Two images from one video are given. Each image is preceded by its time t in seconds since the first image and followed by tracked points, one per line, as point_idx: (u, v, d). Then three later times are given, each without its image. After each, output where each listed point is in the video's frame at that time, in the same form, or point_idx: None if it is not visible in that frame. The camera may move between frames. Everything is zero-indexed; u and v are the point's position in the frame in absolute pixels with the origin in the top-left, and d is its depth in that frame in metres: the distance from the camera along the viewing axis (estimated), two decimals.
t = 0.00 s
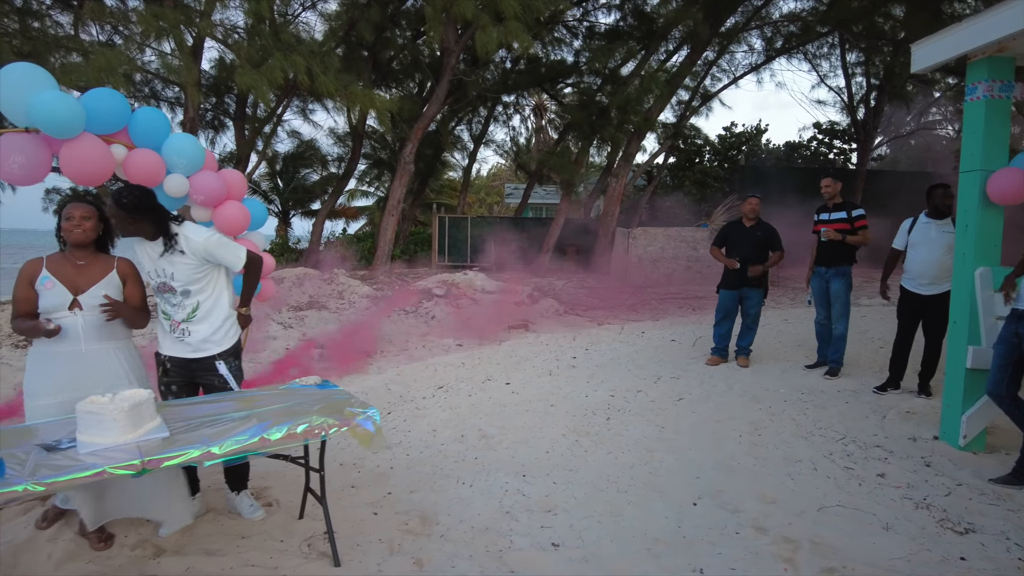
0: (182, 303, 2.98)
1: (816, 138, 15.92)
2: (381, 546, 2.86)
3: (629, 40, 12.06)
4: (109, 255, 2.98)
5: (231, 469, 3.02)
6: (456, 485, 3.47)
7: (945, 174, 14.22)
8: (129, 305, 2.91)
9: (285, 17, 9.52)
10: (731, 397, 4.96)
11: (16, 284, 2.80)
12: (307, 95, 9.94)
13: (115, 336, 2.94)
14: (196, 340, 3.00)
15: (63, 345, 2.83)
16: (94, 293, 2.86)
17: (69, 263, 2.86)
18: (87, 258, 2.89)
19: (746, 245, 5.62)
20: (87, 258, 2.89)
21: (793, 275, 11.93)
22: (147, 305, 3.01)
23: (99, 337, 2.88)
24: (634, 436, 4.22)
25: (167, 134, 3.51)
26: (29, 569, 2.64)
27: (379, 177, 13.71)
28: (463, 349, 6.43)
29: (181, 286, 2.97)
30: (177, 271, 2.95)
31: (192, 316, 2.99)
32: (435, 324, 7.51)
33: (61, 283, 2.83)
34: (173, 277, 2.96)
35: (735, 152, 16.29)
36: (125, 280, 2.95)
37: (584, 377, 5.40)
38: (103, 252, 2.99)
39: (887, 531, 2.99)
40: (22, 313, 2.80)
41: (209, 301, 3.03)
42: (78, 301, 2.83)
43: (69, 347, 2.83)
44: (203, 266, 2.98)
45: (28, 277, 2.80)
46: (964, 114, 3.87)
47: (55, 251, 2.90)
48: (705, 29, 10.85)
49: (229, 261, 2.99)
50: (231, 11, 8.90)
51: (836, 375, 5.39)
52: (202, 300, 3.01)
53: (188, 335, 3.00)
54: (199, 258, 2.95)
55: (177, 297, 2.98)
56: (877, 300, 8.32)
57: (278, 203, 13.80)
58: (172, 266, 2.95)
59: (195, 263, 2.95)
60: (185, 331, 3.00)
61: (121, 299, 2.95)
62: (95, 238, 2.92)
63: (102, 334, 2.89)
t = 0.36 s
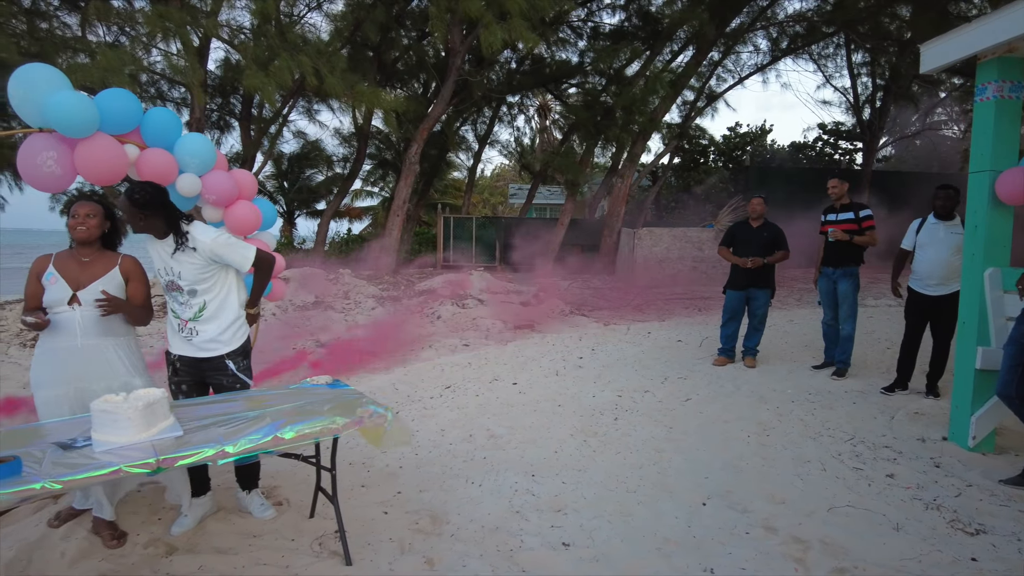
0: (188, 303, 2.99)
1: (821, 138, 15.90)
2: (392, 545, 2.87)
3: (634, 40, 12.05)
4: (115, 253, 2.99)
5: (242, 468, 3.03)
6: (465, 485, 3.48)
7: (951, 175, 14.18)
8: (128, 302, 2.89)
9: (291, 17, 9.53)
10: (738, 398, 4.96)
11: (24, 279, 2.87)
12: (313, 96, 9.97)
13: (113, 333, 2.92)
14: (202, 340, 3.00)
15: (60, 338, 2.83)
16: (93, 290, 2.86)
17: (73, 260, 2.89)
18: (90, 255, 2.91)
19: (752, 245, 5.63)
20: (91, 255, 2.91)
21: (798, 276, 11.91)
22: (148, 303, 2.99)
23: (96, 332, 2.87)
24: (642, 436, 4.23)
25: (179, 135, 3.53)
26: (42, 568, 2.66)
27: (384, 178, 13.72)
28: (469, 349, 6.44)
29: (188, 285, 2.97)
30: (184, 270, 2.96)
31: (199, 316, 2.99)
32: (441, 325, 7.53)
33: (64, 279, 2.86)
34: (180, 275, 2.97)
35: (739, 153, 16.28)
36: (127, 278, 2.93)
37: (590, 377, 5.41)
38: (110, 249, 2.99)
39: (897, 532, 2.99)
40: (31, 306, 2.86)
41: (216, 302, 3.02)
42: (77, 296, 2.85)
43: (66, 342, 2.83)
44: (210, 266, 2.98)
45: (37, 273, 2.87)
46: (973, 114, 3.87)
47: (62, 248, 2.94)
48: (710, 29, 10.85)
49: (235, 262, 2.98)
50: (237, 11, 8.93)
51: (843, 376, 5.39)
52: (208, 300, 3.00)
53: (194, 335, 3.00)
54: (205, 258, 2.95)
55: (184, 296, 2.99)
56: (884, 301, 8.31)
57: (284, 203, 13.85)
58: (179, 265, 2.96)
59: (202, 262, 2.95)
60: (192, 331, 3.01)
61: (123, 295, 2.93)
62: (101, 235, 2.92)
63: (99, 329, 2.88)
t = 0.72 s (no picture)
0: (202, 299, 2.98)
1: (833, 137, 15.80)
2: (413, 542, 2.88)
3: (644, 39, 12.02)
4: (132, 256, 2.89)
5: (265, 465, 3.05)
6: (484, 483, 3.49)
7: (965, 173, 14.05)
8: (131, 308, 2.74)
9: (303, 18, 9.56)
10: (755, 397, 4.94)
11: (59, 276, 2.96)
12: (325, 96, 10.01)
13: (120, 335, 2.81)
14: (215, 337, 3.00)
15: (72, 337, 2.79)
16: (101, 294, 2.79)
17: (93, 263, 2.86)
18: (109, 258, 2.85)
19: (766, 244, 5.61)
20: (110, 258, 2.86)
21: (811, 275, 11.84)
22: (159, 309, 2.84)
23: (103, 334, 2.79)
24: (659, 435, 4.22)
25: (199, 135, 3.55)
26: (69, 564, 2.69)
27: (395, 178, 13.74)
28: (484, 348, 6.46)
29: (201, 282, 2.97)
30: (195, 266, 2.95)
31: (211, 313, 2.99)
32: (454, 324, 7.54)
33: (83, 282, 2.84)
34: (194, 272, 2.96)
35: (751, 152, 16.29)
36: (138, 282, 2.81)
37: (606, 376, 5.40)
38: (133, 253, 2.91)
39: (921, 532, 2.97)
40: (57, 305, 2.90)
41: (228, 300, 2.99)
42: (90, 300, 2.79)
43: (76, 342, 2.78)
44: (220, 264, 2.94)
45: (64, 272, 2.91)
46: (994, 111, 3.83)
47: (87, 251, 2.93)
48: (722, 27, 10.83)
49: (244, 260, 2.93)
50: (250, 12, 8.95)
51: (860, 375, 5.35)
52: (221, 297, 2.98)
53: (208, 332, 3.01)
54: (215, 255, 2.92)
55: (198, 293, 2.99)
56: (900, 300, 8.25)
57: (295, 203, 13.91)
58: (192, 262, 2.95)
59: (212, 259, 2.93)
60: (206, 327, 3.01)
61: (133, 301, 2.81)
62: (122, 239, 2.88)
63: (108, 333, 2.79)
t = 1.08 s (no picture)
0: (246, 292, 2.98)
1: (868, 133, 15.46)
2: (457, 540, 2.89)
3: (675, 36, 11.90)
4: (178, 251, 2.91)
5: (311, 460, 3.07)
6: (525, 481, 3.48)
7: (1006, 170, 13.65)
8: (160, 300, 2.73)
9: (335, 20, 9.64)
10: (795, 397, 4.85)
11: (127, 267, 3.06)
12: (357, 96, 10.10)
13: (160, 332, 2.81)
14: (258, 330, 2.99)
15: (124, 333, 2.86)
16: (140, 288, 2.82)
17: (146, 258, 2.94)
18: (158, 254, 2.90)
19: (805, 245, 5.49)
20: (160, 254, 2.91)
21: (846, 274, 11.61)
22: (192, 305, 2.80)
23: (146, 331, 2.81)
24: (699, 436, 4.16)
25: (243, 134, 3.61)
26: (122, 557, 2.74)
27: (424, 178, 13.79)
28: (517, 346, 6.46)
29: (247, 274, 2.96)
30: (241, 258, 2.95)
31: (255, 305, 2.98)
32: (486, 322, 7.55)
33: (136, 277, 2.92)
34: (240, 264, 2.96)
35: (783, 150, 16.08)
36: (174, 276, 2.80)
37: (641, 376, 5.36)
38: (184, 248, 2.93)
39: (978, 538, 2.88)
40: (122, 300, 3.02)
41: (271, 293, 2.98)
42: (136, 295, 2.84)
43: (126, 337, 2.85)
44: (265, 257, 2.94)
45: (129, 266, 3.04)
46: None
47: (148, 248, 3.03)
48: (755, 22, 10.85)
49: (288, 252, 2.92)
50: (284, 14, 9.03)
51: (903, 376, 5.23)
52: (264, 291, 2.98)
53: (251, 325, 3.01)
54: (260, 247, 2.91)
55: (243, 285, 2.99)
56: (942, 300, 8.04)
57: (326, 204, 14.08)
58: (238, 253, 2.96)
59: (257, 251, 2.92)
60: (250, 320, 3.01)
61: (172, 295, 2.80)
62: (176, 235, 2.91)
63: (148, 328, 2.81)
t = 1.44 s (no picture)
0: (314, 284, 3.03)
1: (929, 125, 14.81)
2: (513, 537, 2.89)
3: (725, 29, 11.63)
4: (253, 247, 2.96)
5: (370, 454, 3.11)
6: (580, 481, 3.45)
7: None
8: (244, 295, 2.79)
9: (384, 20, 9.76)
10: (857, 399, 4.68)
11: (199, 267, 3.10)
12: (406, 96, 10.22)
13: (245, 329, 2.91)
14: (325, 322, 3.05)
15: (203, 332, 2.95)
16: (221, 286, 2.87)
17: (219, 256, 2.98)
18: (231, 251, 2.95)
19: (866, 239, 5.28)
20: (231, 252, 2.95)
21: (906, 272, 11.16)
22: (274, 299, 2.87)
23: (228, 328, 2.89)
24: (757, 438, 4.05)
25: (301, 134, 3.66)
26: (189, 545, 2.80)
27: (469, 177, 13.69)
28: (566, 344, 6.44)
29: (318, 267, 3.01)
30: (314, 250, 3.00)
31: (323, 298, 3.04)
32: (534, 319, 7.56)
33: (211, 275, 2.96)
34: (312, 257, 3.00)
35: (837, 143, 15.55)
36: (254, 272, 2.86)
37: (694, 376, 5.26)
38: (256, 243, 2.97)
39: None
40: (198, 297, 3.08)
41: (340, 285, 3.07)
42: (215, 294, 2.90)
43: (207, 336, 2.93)
44: (338, 250, 3.03)
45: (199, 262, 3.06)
46: None
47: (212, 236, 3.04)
48: (810, 13, 10.46)
49: (364, 246, 3.07)
50: (335, 16, 9.18)
51: (974, 379, 4.98)
52: (334, 283, 3.05)
53: (317, 317, 3.05)
54: (336, 240, 3.01)
55: (311, 278, 3.02)
56: (1013, 299, 7.63)
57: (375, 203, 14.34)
58: (311, 245, 3.00)
59: (333, 244, 3.01)
60: (314, 312, 3.06)
61: (253, 290, 2.87)
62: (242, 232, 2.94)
63: (232, 324, 2.89)
